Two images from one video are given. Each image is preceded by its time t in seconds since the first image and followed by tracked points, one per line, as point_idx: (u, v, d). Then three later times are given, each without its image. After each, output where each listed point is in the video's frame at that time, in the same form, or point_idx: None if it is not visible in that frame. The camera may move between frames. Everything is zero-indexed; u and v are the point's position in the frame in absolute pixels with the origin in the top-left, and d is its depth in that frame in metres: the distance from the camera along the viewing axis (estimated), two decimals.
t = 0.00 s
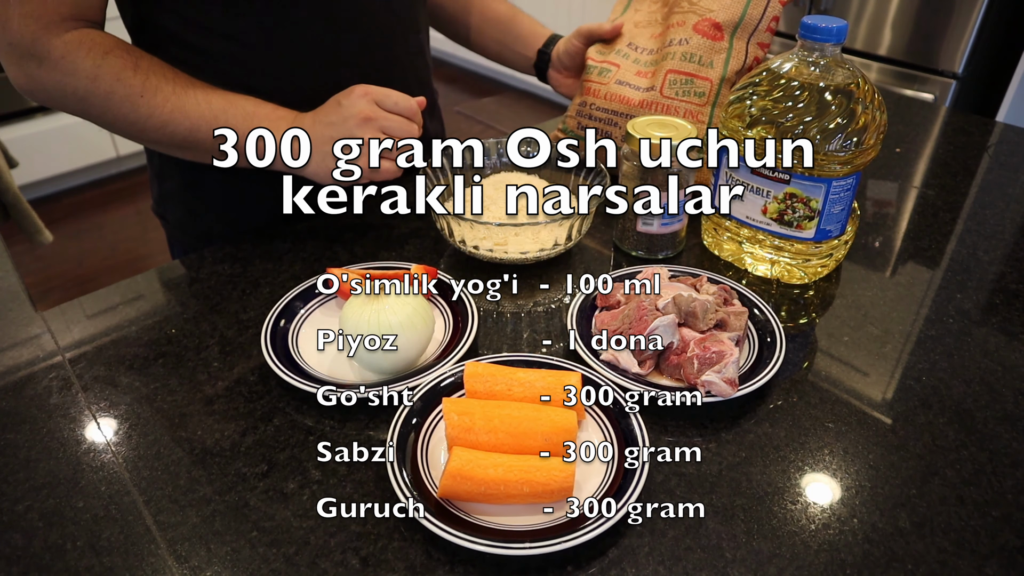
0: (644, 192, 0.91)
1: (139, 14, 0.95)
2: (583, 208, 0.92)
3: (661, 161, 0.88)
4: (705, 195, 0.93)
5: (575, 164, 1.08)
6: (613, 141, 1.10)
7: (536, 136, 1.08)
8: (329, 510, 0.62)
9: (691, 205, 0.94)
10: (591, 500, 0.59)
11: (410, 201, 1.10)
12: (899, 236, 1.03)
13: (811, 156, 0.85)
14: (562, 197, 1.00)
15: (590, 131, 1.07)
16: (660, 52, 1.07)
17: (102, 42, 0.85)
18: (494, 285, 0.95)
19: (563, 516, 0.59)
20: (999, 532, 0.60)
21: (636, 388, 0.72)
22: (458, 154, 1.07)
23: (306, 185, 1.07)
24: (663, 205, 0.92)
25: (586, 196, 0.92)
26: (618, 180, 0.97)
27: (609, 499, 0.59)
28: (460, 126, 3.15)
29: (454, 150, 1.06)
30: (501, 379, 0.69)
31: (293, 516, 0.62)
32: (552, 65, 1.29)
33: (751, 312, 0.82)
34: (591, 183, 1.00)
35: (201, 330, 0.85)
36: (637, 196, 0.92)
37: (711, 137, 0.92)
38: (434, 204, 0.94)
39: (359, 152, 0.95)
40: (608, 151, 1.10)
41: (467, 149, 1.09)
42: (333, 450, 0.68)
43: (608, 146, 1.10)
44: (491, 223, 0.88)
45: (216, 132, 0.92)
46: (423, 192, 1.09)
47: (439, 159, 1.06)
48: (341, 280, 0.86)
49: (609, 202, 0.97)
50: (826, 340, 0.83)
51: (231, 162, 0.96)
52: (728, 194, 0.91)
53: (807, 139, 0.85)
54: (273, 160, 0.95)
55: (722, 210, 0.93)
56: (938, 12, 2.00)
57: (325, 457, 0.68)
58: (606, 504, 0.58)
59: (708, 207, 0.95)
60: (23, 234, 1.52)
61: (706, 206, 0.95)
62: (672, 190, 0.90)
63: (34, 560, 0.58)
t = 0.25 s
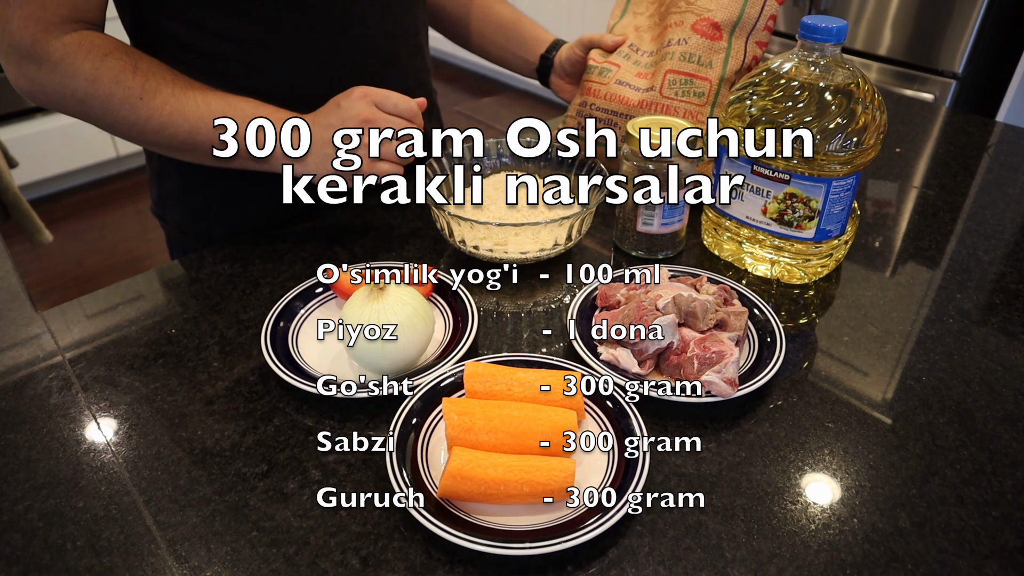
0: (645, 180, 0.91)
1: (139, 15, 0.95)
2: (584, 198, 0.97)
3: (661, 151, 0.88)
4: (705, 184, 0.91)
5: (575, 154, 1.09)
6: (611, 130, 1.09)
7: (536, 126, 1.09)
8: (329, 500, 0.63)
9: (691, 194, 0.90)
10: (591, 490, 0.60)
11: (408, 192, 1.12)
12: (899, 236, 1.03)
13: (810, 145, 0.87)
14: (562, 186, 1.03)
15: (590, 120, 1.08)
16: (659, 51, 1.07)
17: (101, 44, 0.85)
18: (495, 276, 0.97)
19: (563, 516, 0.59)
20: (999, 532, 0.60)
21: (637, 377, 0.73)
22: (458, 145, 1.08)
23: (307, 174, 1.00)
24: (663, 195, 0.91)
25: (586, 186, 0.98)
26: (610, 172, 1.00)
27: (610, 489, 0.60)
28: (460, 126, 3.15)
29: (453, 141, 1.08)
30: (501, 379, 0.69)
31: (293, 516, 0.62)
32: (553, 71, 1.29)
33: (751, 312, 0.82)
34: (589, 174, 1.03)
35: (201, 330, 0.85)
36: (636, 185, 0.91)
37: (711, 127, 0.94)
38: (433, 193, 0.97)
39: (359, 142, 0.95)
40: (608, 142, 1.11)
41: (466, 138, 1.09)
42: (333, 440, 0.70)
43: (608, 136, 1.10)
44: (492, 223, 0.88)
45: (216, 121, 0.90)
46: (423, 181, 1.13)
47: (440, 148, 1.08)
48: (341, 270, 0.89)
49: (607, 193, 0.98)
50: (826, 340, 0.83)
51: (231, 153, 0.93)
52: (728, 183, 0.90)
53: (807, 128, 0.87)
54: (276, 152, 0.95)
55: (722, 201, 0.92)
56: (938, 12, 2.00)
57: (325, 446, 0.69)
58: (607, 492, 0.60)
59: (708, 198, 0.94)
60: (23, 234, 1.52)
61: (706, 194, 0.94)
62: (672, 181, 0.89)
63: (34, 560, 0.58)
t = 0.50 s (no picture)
0: (645, 171, 0.89)
1: (137, 16, 0.95)
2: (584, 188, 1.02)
3: (661, 141, 0.86)
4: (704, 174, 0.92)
5: (575, 143, 1.11)
6: (612, 119, 1.09)
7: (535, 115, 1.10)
8: (329, 490, 0.64)
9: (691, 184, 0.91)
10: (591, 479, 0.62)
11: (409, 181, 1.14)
12: (899, 236, 1.03)
13: (811, 136, 0.87)
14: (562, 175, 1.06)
15: (591, 110, 1.08)
16: (659, 51, 1.07)
17: (95, 49, 0.84)
18: (494, 263, 0.97)
19: (563, 517, 0.59)
20: (999, 533, 0.60)
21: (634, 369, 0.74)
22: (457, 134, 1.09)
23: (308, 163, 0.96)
24: (663, 183, 0.90)
25: (586, 176, 1.01)
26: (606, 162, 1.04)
27: (610, 479, 0.61)
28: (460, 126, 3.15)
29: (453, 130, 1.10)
30: (501, 379, 0.69)
31: (293, 516, 0.62)
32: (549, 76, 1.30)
33: (751, 312, 0.82)
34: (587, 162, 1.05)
35: (201, 330, 0.85)
36: (636, 176, 0.91)
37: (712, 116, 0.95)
38: (434, 181, 1.01)
39: (359, 132, 0.94)
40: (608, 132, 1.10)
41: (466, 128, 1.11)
42: (333, 430, 0.71)
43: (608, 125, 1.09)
44: (492, 223, 0.88)
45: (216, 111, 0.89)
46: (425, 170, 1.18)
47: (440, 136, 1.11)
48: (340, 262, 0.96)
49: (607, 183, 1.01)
50: (826, 340, 0.83)
51: (231, 143, 0.92)
52: (728, 173, 0.89)
53: (807, 120, 0.87)
54: (275, 142, 0.94)
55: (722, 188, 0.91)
56: (938, 12, 2.00)
57: (325, 436, 0.70)
58: (607, 483, 0.61)
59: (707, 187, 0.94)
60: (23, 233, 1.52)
61: (706, 182, 0.93)
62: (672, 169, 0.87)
63: (34, 560, 0.58)
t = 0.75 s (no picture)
0: (644, 160, 0.89)
1: (136, 16, 0.95)
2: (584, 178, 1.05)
3: (661, 131, 0.87)
4: (704, 164, 0.93)
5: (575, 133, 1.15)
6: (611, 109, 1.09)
7: (537, 105, 1.13)
8: (329, 480, 0.65)
9: (691, 174, 0.92)
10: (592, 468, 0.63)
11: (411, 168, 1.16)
12: (899, 236, 1.03)
13: (810, 124, 0.87)
14: (562, 166, 1.08)
15: (590, 100, 1.10)
16: (660, 51, 1.07)
17: (96, 51, 0.83)
18: (495, 254, 0.95)
19: (562, 517, 0.59)
20: (999, 532, 0.60)
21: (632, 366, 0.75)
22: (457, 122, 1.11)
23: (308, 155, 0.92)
24: (663, 173, 0.91)
25: (586, 165, 1.04)
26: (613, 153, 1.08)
27: (611, 469, 0.62)
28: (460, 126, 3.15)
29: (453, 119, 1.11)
30: (501, 379, 0.69)
31: (293, 516, 0.62)
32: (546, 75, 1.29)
33: (751, 312, 0.82)
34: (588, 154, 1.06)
35: (201, 330, 0.85)
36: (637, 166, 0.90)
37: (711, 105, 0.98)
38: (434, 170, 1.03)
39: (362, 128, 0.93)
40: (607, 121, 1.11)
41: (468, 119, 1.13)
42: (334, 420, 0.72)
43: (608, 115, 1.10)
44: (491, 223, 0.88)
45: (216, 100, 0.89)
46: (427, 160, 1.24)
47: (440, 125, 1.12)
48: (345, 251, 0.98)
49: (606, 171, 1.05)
50: (826, 341, 0.83)
51: (231, 133, 0.90)
52: (728, 163, 0.89)
53: (807, 108, 0.87)
54: (276, 132, 0.92)
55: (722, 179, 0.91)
56: (938, 12, 2.00)
57: (325, 425, 0.71)
58: (607, 472, 0.62)
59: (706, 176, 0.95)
60: (23, 233, 1.52)
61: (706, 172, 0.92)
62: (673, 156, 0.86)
63: (34, 560, 0.58)
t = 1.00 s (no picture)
0: (644, 150, 0.88)
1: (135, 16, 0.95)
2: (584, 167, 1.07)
3: (660, 121, 0.89)
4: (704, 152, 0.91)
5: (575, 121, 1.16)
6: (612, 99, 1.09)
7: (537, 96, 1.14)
8: (329, 470, 0.67)
9: (690, 163, 0.91)
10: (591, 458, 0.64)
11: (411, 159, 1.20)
12: (899, 236, 1.03)
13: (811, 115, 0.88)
14: (562, 156, 1.09)
15: (590, 90, 1.11)
16: (661, 50, 1.07)
17: (101, 52, 0.83)
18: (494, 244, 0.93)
19: (562, 517, 0.59)
20: (999, 533, 0.60)
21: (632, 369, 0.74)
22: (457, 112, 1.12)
23: (308, 144, 0.90)
24: (663, 162, 0.89)
25: (586, 154, 1.05)
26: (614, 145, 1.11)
27: (610, 458, 0.63)
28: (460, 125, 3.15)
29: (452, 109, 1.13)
30: (501, 379, 0.69)
31: (293, 516, 0.62)
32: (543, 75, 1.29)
33: (751, 312, 0.82)
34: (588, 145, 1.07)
35: (200, 330, 0.85)
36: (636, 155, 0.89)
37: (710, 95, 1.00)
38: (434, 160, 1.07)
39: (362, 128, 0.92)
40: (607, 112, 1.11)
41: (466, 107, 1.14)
42: (334, 409, 0.73)
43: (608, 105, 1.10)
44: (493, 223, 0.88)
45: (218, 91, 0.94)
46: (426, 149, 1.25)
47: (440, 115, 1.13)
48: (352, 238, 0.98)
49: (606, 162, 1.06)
50: (826, 341, 0.83)
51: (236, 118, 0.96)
52: (728, 153, 0.88)
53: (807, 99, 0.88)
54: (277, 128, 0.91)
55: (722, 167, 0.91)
56: (938, 12, 2.00)
57: (326, 415, 0.72)
58: (608, 462, 0.63)
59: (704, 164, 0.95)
60: (23, 233, 1.52)
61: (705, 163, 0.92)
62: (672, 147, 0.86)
63: (34, 560, 0.58)
